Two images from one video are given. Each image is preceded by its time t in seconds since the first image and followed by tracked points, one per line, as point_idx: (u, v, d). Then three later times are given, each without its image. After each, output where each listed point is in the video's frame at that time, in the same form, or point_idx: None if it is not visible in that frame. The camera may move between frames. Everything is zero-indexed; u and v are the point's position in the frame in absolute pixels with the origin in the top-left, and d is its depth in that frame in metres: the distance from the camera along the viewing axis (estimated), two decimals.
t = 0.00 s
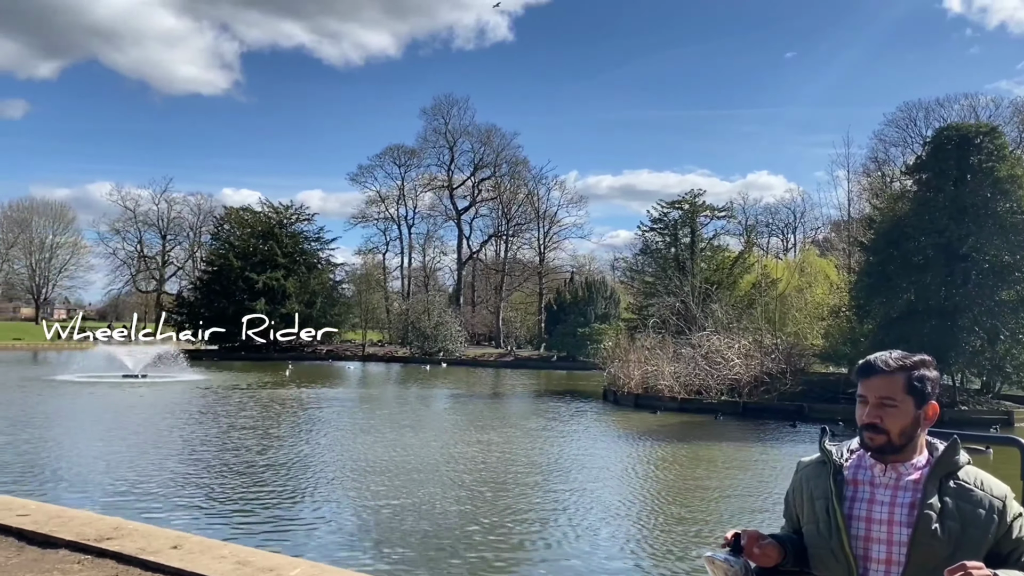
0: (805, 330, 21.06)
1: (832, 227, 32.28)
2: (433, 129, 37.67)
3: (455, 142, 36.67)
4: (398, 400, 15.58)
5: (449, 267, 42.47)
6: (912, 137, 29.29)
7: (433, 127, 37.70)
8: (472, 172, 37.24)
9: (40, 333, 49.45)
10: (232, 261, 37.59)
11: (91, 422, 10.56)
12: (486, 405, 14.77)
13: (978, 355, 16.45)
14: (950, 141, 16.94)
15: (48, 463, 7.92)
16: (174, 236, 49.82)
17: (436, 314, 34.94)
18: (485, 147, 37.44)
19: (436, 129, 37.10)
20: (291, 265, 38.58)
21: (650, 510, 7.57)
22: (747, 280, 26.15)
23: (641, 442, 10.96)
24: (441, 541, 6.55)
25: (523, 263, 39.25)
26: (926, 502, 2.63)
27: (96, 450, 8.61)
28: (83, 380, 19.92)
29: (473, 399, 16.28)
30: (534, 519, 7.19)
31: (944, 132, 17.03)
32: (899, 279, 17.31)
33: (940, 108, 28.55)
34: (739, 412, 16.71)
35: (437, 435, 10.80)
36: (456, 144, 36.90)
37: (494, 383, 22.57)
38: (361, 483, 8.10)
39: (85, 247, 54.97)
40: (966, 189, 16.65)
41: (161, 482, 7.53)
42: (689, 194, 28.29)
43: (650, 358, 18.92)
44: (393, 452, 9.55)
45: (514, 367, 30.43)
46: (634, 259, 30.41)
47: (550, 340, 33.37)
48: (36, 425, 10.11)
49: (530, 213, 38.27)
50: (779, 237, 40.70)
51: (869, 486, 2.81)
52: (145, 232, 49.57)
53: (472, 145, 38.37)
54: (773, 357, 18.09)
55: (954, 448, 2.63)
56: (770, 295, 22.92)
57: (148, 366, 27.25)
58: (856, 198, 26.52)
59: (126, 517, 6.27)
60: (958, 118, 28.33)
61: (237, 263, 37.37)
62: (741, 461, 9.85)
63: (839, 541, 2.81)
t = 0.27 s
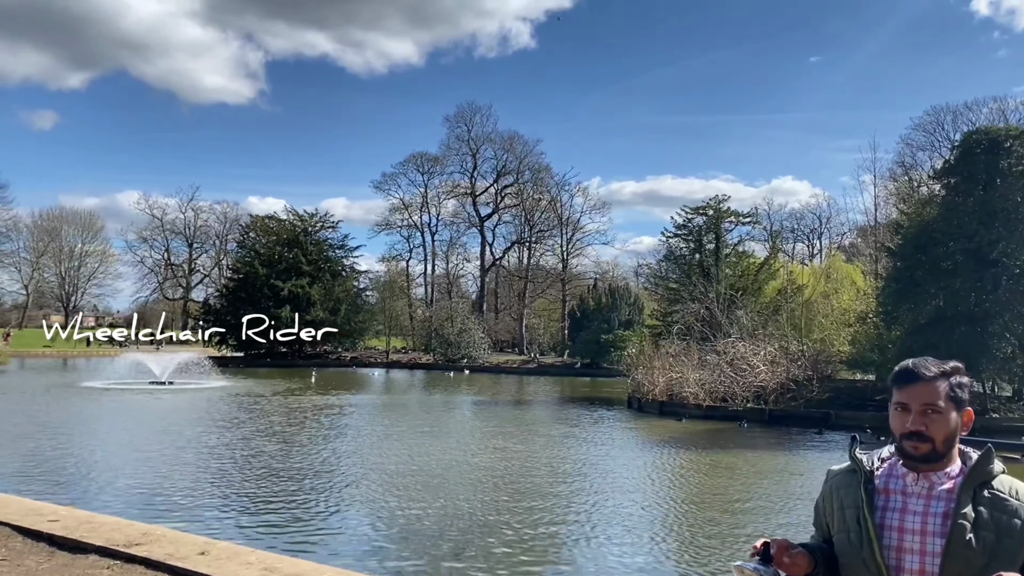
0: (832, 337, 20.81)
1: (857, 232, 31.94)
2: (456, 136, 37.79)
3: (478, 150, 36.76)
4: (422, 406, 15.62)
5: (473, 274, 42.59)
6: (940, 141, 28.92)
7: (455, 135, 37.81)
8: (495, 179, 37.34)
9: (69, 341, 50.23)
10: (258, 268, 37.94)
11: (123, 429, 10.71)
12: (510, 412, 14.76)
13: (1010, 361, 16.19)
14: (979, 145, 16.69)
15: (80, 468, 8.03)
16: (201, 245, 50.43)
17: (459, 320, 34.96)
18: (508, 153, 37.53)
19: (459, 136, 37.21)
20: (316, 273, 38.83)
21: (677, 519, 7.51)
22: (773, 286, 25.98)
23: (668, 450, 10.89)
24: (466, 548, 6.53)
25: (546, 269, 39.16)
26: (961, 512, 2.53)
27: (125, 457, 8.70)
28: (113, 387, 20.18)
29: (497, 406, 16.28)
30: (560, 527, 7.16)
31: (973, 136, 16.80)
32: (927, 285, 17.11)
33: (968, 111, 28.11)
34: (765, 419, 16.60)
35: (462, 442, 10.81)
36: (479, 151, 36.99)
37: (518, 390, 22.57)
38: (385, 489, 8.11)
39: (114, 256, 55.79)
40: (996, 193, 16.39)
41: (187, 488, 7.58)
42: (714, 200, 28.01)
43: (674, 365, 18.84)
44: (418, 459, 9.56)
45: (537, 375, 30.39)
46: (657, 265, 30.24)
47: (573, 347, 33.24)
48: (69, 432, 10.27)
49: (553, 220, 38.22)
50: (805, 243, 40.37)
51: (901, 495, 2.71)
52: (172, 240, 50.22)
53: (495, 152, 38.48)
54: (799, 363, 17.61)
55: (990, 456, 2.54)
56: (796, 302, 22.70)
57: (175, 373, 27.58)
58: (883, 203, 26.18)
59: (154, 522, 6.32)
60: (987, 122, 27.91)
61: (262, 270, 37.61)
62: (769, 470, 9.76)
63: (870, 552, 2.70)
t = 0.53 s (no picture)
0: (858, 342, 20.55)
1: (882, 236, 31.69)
2: (478, 142, 37.90)
3: (500, 156, 36.83)
4: (445, 412, 15.65)
5: (495, 279, 42.71)
6: (966, 143, 28.61)
7: (478, 141, 37.93)
8: (517, 185, 37.38)
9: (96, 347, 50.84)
10: (282, 275, 38.26)
11: (149, 434, 10.80)
12: (532, 418, 14.72)
13: None
14: (1007, 148, 16.49)
15: (107, 473, 8.11)
16: (227, 252, 50.96)
17: (482, 326, 34.97)
18: (530, 159, 37.61)
19: (481, 142, 37.31)
20: (339, 279, 39.06)
21: (704, 528, 7.42)
22: (797, 291, 25.78)
23: (693, 456, 10.80)
24: (487, 555, 6.48)
25: (569, 275, 39.11)
26: (997, 521, 2.37)
27: (148, 462, 8.75)
28: (139, 393, 20.38)
29: (519, 412, 16.25)
30: (583, 535, 7.10)
31: (1001, 139, 16.61)
32: (955, 289, 16.88)
33: (995, 113, 27.75)
34: (791, 425, 16.46)
35: (483, 448, 10.79)
36: (501, 157, 37.06)
37: (541, 396, 22.54)
38: (404, 495, 8.08)
39: (140, 263, 56.44)
40: None
41: (210, 494, 7.60)
42: (738, 204, 27.76)
43: (698, 371, 18.73)
44: (439, 465, 9.53)
45: (560, 380, 30.33)
46: (681, 270, 30.08)
47: (596, 352, 33.11)
48: (98, 437, 10.38)
49: (575, 225, 38.13)
50: (829, 247, 40.08)
51: (934, 504, 2.52)
52: (197, 247, 50.74)
53: (517, 158, 38.58)
54: (825, 369, 17.73)
55: None
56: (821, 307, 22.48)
57: (200, 379, 27.82)
58: (909, 207, 25.86)
59: (179, 528, 6.35)
60: (1015, 124, 27.50)
61: (286, 277, 37.90)
62: (797, 477, 9.63)
63: (903, 564, 2.51)
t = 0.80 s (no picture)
0: (883, 346, 20.36)
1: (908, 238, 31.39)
2: (498, 147, 37.93)
3: (521, 160, 36.85)
4: (467, 417, 15.67)
5: (515, 284, 42.72)
6: (993, 145, 28.29)
7: (498, 145, 37.96)
8: (537, 189, 37.35)
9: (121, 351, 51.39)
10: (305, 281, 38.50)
11: (174, 439, 10.89)
12: (554, 423, 14.68)
13: None
14: None
15: (134, 478, 8.18)
16: (250, 257, 51.34)
17: (503, 331, 34.89)
18: (551, 163, 37.60)
19: (501, 147, 37.34)
20: (361, 284, 39.21)
21: (729, 534, 7.38)
22: (821, 295, 25.54)
23: (718, 462, 10.73)
24: (511, 561, 6.46)
25: (590, 279, 38.99)
26: None
27: (172, 466, 8.83)
28: (165, 398, 20.58)
29: (541, 417, 16.22)
30: (607, 541, 7.08)
31: None
32: (982, 293, 16.62)
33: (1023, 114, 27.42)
34: (816, 430, 16.35)
35: (505, 453, 10.80)
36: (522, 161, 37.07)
37: (563, 401, 22.46)
38: (426, 501, 8.08)
39: (164, 269, 56.99)
40: None
41: (234, 498, 7.64)
42: (761, 207, 27.55)
43: (721, 376, 18.61)
44: (462, 470, 9.51)
45: (581, 385, 30.25)
46: (703, 274, 29.89)
47: (618, 357, 32.94)
48: (127, 441, 10.49)
49: (595, 229, 37.95)
50: (853, 250, 39.75)
51: (968, 511, 2.44)
52: (221, 253, 51.18)
53: (537, 162, 38.59)
54: (850, 373, 17.65)
55: None
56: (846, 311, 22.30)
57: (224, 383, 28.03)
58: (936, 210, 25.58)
59: (204, 532, 6.39)
60: None
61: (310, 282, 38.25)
62: (823, 484, 9.55)
63: (936, 572, 2.45)
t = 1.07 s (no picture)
0: (908, 349, 20.16)
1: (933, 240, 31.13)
2: (518, 150, 37.97)
3: (541, 163, 36.85)
4: (487, 420, 15.69)
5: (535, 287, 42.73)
6: (1019, 145, 28.01)
7: (518, 149, 37.99)
8: (557, 192, 37.34)
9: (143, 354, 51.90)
10: (326, 284, 38.67)
11: (197, 442, 10.99)
12: (574, 426, 14.65)
13: None
14: None
15: (158, 480, 8.24)
16: (272, 261, 51.71)
17: (523, 334, 34.84)
18: (570, 166, 37.61)
19: (521, 150, 37.37)
20: (382, 287, 39.30)
21: (753, 537, 7.36)
22: (845, 297, 25.30)
23: (740, 466, 10.67)
24: (534, 564, 6.46)
25: (610, 282, 38.89)
26: None
27: (196, 469, 8.90)
28: (188, 401, 20.76)
29: (561, 420, 16.20)
30: (629, 543, 7.08)
31: None
32: (1008, 295, 16.37)
33: None
34: (840, 434, 16.22)
35: (526, 456, 10.81)
36: (542, 164, 37.06)
37: (585, 404, 22.39)
38: (448, 503, 8.10)
39: (188, 273, 57.48)
40: None
41: (256, 501, 7.67)
42: (784, 209, 27.37)
43: (744, 379, 18.46)
44: (482, 473, 9.52)
45: (602, 389, 30.09)
46: (726, 276, 29.69)
47: (639, 360, 32.77)
48: (150, 444, 10.56)
49: (616, 232, 37.81)
50: (876, 252, 39.41)
51: (1004, 517, 2.40)
52: (244, 257, 51.66)
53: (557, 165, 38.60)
54: (875, 376, 17.56)
55: None
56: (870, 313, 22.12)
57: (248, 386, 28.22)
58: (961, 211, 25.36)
59: (228, 534, 6.43)
60: None
61: (331, 286, 38.41)
62: (848, 488, 9.46)
63: None
